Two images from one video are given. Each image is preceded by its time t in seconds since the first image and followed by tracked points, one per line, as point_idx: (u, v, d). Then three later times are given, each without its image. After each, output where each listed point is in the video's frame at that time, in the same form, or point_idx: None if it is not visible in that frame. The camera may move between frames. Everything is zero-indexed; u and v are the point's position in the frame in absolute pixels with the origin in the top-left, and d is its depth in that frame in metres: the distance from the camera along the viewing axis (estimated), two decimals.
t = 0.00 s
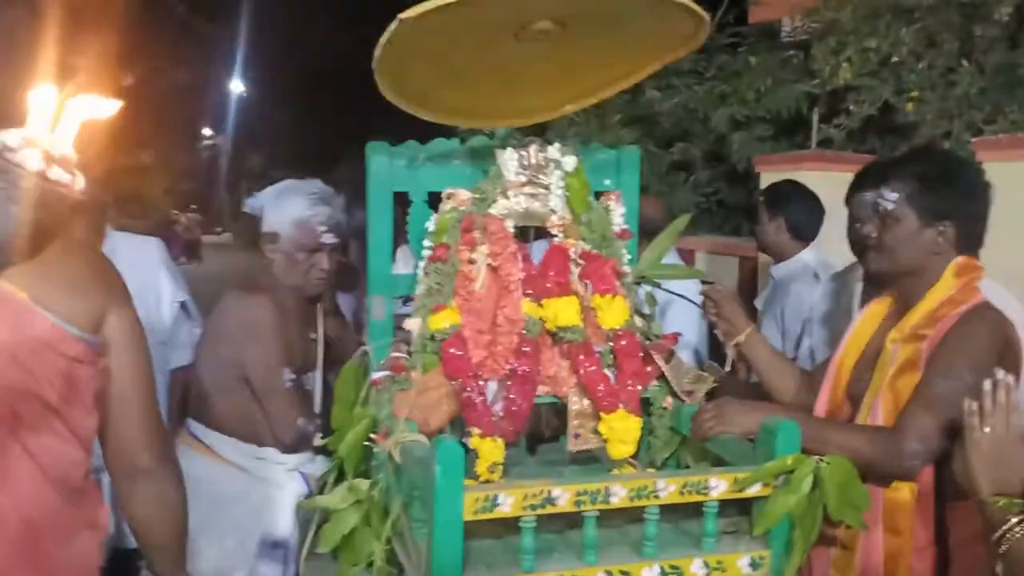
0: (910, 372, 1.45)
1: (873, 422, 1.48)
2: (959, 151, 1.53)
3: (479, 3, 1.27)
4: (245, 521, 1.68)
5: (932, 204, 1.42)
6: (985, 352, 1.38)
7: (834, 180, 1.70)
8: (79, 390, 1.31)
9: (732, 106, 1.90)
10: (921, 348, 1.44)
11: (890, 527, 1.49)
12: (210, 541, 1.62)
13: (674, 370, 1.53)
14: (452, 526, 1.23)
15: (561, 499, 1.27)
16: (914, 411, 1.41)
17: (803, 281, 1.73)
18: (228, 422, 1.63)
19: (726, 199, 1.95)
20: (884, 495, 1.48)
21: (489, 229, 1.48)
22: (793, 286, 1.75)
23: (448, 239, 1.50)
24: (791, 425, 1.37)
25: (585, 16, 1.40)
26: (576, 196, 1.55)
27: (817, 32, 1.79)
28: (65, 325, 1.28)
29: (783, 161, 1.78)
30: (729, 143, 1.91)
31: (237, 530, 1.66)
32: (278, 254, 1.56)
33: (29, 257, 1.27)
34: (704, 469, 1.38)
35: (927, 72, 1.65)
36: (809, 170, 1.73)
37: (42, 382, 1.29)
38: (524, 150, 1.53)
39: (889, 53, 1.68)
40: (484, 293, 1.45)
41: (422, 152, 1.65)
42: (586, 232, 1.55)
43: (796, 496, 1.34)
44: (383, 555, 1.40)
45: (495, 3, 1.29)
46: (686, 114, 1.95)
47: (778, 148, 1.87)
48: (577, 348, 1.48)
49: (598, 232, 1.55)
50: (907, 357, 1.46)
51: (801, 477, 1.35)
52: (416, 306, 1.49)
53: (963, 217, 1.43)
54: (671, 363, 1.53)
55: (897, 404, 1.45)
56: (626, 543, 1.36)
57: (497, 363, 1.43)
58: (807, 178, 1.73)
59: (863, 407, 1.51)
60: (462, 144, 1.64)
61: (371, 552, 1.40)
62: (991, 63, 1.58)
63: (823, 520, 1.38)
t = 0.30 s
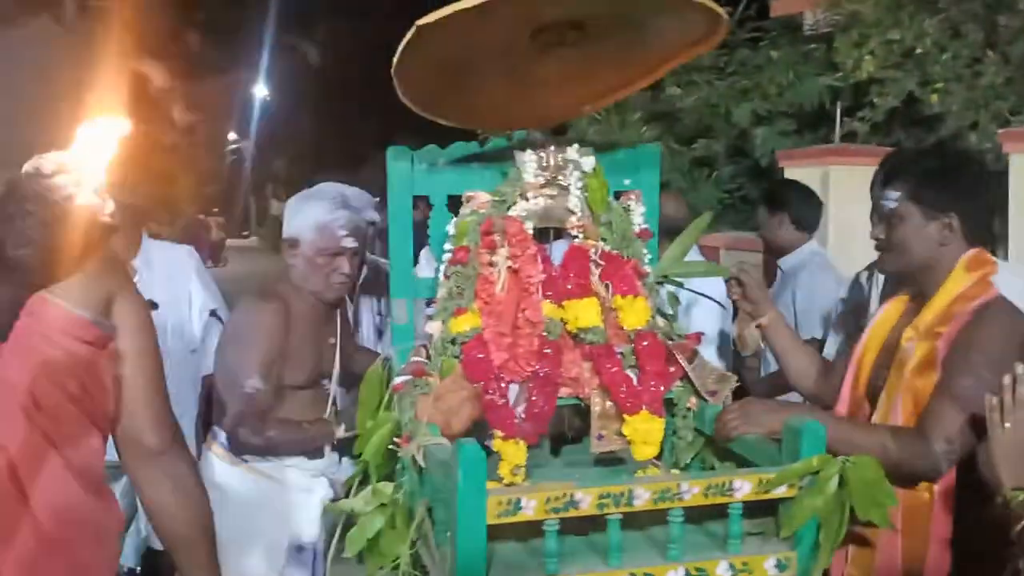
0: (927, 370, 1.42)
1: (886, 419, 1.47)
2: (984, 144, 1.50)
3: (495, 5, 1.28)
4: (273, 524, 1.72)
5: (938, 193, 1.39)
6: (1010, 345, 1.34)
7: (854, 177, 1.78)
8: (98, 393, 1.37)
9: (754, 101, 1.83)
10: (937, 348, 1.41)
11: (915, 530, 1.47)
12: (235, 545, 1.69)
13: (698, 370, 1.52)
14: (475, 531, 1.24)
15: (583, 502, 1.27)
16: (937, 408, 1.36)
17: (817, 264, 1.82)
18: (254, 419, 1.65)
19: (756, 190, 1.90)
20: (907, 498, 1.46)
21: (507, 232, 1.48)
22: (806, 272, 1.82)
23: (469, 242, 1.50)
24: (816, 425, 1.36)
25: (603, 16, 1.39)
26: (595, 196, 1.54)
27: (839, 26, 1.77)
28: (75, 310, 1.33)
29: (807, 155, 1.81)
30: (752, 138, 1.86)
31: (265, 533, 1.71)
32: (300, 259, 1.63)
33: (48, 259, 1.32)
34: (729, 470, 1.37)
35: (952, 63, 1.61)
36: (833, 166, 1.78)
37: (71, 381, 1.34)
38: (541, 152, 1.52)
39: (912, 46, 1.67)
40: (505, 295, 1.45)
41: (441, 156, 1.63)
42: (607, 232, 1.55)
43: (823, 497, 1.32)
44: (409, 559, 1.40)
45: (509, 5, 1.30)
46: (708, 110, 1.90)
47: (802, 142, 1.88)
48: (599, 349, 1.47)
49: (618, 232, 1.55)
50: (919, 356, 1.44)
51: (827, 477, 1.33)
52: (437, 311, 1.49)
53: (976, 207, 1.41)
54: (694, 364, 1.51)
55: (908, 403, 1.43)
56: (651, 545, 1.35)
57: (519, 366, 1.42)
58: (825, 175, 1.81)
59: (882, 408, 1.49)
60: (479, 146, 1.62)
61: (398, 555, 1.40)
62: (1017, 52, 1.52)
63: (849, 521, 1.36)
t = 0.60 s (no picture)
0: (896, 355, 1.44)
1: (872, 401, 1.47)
2: (1006, 134, 1.55)
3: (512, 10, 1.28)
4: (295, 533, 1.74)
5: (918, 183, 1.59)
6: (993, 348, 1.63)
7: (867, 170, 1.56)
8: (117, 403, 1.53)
9: (771, 97, 1.79)
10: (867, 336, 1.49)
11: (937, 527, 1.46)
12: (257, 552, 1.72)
13: (715, 371, 1.52)
14: (494, 539, 1.24)
15: (603, 508, 1.27)
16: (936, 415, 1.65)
17: (810, 273, 1.59)
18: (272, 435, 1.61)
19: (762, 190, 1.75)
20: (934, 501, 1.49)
21: (523, 236, 1.48)
22: (795, 279, 1.63)
23: (484, 248, 1.52)
24: (836, 428, 1.35)
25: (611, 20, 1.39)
26: (609, 200, 1.54)
27: (851, 19, 1.73)
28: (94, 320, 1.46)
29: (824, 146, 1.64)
30: (767, 136, 1.77)
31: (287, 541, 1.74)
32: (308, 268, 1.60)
33: (82, 281, 1.44)
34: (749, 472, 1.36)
35: (969, 54, 1.63)
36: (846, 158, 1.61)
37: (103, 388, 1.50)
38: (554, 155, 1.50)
39: (929, 38, 1.65)
40: (521, 300, 1.45)
41: (454, 162, 1.66)
42: (622, 235, 1.54)
43: (844, 499, 1.32)
44: (429, 565, 1.41)
45: (523, 10, 1.29)
46: (722, 108, 1.85)
47: (820, 140, 1.73)
48: (616, 352, 1.47)
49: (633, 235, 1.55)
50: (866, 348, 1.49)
51: (849, 479, 1.32)
52: (454, 316, 1.50)
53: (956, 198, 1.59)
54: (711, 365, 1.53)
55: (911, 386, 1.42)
56: (671, 549, 1.35)
57: (536, 371, 1.42)
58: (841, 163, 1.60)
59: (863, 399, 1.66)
60: (491, 152, 1.64)
61: (419, 562, 1.42)
62: None
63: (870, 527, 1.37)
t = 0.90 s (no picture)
0: (849, 333, 1.59)
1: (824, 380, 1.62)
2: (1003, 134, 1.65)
3: (506, 19, 1.29)
4: (293, 544, 1.67)
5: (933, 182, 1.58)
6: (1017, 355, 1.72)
7: (862, 173, 1.60)
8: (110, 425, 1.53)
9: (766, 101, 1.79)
10: (821, 325, 1.62)
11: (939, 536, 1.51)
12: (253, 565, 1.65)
13: (714, 377, 1.51)
14: (495, 548, 1.24)
15: (603, 516, 1.26)
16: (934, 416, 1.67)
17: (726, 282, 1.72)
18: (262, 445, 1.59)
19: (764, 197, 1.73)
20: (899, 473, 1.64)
21: (519, 244, 1.48)
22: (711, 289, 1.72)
23: (481, 256, 1.50)
24: (836, 432, 1.34)
25: (607, 26, 1.38)
26: (605, 206, 1.53)
27: (845, 23, 1.72)
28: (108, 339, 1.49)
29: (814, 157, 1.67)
30: (764, 139, 1.78)
31: (285, 552, 1.67)
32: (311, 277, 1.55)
33: (103, 305, 1.47)
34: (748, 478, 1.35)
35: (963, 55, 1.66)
36: (844, 164, 1.61)
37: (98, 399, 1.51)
38: (550, 162, 1.51)
39: (924, 39, 1.66)
40: (518, 309, 1.46)
41: (451, 169, 1.68)
42: (618, 242, 1.53)
43: (844, 504, 1.32)
44: None
45: (516, 22, 1.31)
46: (718, 112, 1.82)
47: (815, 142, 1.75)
48: (615, 359, 1.47)
49: (630, 241, 1.54)
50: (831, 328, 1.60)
51: (848, 484, 1.33)
52: (450, 326, 1.49)
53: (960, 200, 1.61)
54: (710, 372, 1.51)
55: (866, 355, 1.59)
56: (673, 557, 1.35)
57: (534, 379, 1.43)
58: (833, 172, 1.62)
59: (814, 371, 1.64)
60: (488, 159, 1.67)
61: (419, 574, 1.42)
62: None
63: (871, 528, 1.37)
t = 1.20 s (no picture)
0: (796, 335, 1.61)
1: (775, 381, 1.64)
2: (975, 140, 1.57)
3: (489, 22, 1.27)
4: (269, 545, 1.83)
5: (896, 187, 1.55)
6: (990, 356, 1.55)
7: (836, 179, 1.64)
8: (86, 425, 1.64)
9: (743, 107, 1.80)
10: (766, 325, 1.65)
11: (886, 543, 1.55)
12: (231, 558, 1.81)
13: (693, 382, 1.50)
14: (474, 557, 1.22)
15: (581, 524, 1.25)
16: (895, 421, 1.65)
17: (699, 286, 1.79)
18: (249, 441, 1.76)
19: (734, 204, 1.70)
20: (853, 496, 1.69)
21: (496, 250, 1.46)
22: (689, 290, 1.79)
23: (458, 262, 1.48)
24: (815, 436, 1.35)
25: (583, 33, 1.38)
26: (583, 212, 1.51)
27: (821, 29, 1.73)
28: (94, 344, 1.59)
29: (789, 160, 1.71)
30: (741, 144, 1.80)
31: (262, 553, 1.82)
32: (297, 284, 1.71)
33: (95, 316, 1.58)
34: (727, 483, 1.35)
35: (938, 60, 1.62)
36: (821, 168, 1.65)
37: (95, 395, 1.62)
38: (528, 167, 1.50)
39: (898, 44, 1.65)
40: (497, 315, 1.45)
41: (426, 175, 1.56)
42: (596, 247, 1.52)
43: (824, 509, 1.32)
44: None
45: (495, 26, 1.29)
46: (696, 117, 1.85)
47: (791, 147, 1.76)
48: (593, 365, 1.46)
49: (608, 245, 1.52)
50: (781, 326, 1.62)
51: (827, 489, 1.33)
52: (426, 333, 1.48)
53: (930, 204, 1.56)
54: (689, 378, 1.50)
55: (810, 349, 1.60)
56: (652, 563, 1.34)
57: (512, 385, 1.42)
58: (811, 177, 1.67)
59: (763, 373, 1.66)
60: (465, 163, 1.55)
61: None
62: (1007, 46, 1.57)
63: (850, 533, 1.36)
